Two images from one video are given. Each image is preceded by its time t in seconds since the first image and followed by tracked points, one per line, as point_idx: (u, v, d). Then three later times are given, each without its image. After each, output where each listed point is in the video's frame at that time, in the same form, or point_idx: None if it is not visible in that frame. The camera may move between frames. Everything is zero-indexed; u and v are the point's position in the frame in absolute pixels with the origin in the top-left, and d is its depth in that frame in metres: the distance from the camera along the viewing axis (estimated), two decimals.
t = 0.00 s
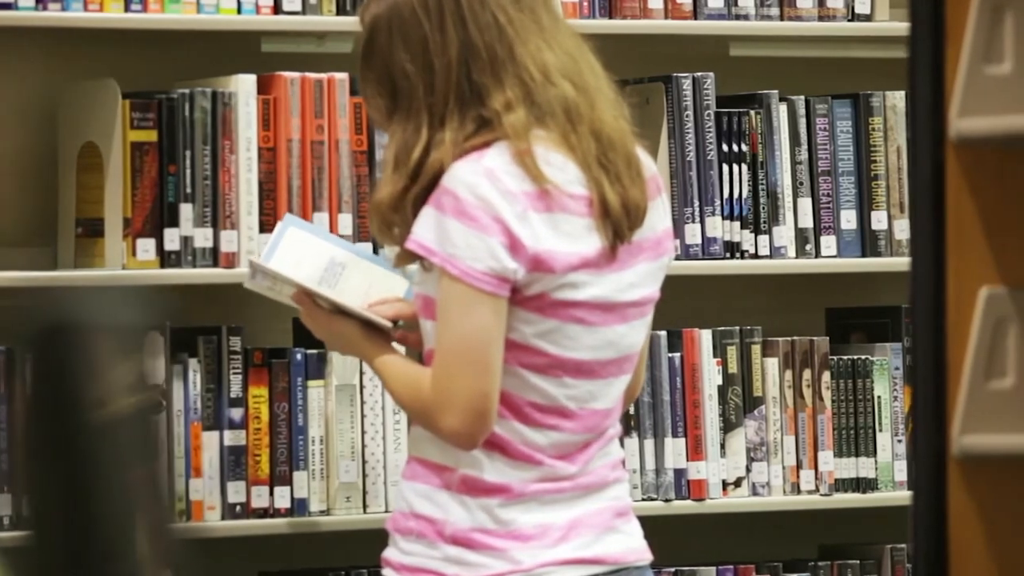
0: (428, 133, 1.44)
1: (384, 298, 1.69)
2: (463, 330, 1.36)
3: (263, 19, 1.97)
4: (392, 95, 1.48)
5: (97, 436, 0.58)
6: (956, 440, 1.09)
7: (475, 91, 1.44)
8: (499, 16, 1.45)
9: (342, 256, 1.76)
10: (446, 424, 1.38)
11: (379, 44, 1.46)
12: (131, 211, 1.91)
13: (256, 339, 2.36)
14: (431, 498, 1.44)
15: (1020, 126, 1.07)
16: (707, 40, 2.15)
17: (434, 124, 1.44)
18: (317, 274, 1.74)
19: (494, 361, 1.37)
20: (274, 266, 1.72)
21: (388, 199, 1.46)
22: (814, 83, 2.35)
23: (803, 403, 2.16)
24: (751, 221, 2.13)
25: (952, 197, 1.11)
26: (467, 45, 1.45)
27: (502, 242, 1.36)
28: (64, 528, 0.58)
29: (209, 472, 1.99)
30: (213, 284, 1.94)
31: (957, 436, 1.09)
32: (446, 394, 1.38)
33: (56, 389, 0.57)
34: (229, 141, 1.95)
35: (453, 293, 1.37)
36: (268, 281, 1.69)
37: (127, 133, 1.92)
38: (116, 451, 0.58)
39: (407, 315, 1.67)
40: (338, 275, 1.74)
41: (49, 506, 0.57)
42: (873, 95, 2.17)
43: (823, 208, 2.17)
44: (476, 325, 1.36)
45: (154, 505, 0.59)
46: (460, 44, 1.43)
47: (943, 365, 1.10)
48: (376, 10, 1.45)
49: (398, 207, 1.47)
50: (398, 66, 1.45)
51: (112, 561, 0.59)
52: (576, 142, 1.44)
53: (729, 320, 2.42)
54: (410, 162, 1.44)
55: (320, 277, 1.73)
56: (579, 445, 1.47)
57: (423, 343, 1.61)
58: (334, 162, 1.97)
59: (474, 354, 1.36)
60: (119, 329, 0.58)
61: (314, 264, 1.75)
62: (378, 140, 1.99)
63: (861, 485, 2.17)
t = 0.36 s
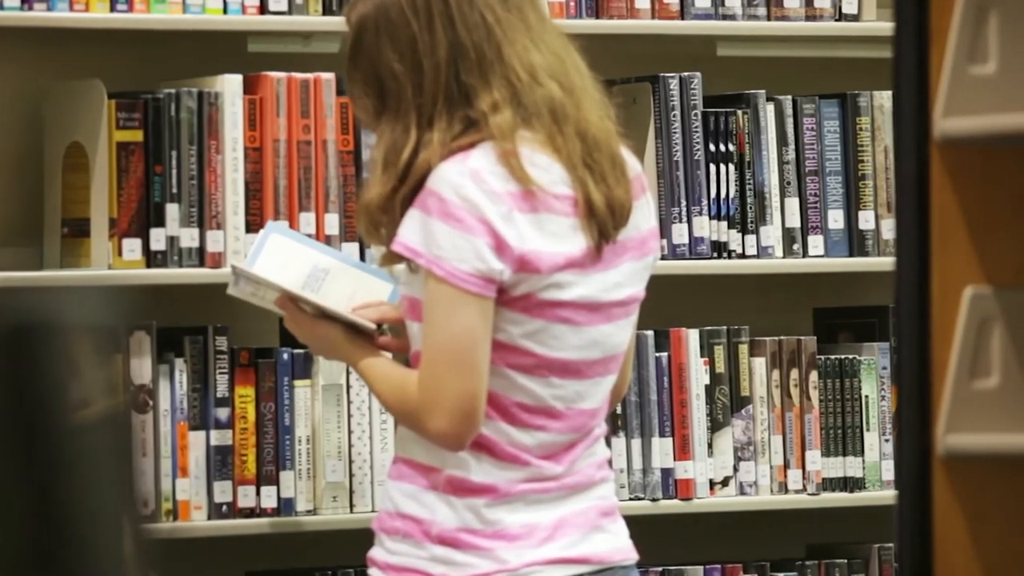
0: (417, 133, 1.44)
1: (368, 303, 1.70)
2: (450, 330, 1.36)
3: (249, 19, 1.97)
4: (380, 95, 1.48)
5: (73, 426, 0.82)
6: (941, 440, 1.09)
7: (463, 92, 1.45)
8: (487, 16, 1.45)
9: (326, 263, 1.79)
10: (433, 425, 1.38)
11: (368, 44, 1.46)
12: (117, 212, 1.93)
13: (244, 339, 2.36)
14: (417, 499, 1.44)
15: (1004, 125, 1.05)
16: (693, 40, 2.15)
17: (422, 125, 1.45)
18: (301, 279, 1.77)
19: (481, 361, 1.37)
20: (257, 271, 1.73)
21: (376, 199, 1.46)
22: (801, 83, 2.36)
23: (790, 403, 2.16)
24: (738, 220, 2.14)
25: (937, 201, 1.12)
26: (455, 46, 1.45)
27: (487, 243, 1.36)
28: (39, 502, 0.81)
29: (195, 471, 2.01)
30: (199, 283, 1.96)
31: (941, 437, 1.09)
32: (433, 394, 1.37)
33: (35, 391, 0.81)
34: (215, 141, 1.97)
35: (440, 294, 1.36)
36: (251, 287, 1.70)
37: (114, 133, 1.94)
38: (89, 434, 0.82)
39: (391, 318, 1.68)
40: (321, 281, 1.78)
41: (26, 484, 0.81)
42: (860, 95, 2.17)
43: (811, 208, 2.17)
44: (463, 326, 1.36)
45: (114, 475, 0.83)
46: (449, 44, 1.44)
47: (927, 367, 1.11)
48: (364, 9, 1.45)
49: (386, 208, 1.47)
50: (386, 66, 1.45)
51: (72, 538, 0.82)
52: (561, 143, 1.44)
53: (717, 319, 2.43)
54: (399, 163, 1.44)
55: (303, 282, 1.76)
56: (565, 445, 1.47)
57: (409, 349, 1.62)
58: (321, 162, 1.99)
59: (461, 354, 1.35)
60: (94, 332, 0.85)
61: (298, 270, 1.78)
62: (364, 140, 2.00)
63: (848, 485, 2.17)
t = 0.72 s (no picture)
0: (401, 133, 1.45)
1: (351, 304, 1.69)
2: (433, 331, 1.36)
3: (233, 19, 1.97)
4: (365, 96, 1.49)
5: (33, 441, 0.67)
6: (923, 439, 1.09)
7: (446, 92, 1.46)
8: (471, 16, 1.46)
9: (309, 263, 1.79)
10: (415, 425, 1.38)
11: (353, 45, 1.48)
12: (101, 212, 1.94)
13: (228, 339, 2.36)
14: (398, 499, 1.44)
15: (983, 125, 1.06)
16: (679, 40, 2.15)
17: (406, 125, 1.46)
18: (284, 280, 1.77)
19: (463, 362, 1.37)
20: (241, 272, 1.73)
21: (360, 200, 1.47)
22: (787, 83, 2.36)
23: (775, 403, 2.17)
24: (723, 221, 2.14)
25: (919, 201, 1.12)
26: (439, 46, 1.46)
27: (470, 243, 1.37)
28: None
29: (179, 472, 2.02)
30: (184, 284, 1.97)
31: (924, 436, 1.09)
32: (416, 395, 1.37)
33: None
34: (199, 142, 1.97)
35: (423, 295, 1.37)
36: (234, 288, 1.71)
37: (97, 133, 1.95)
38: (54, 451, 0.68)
39: (375, 319, 1.67)
40: (306, 282, 1.78)
41: None
42: (845, 95, 2.18)
43: (796, 208, 2.17)
44: (446, 326, 1.36)
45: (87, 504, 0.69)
46: (432, 44, 1.45)
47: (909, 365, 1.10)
48: (348, 10, 1.47)
49: (370, 209, 1.48)
50: (371, 66, 1.47)
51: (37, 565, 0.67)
52: (544, 143, 1.45)
53: (703, 319, 2.43)
54: (382, 163, 1.44)
55: (287, 284, 1.77)
56: (547, 447, 1.47)
57: (390, 350, 1.61)
58: (305, 163, 1.99)
59: (444, 355, 1.36)
60: (66, 336, 0.69)
61: (281, 271, 1.78)
62: (348, 140, 2.01)
63: (834, 485, 2.17)
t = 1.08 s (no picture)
0: (383, 133, 1.45)
1: (333, 302, 1.71)
2: (418, 331, 1.36)
3: (216, 19, 1.96)
4: (347, 95, 1.49)
5: (3, 394, 0.90)
6: (904, 439, 1.04)
7: (429, 92, 1.46)
8: (453, 15, 1.46)
9: (293, 262, 1.79)
10: (398, 425, 1.38)
11: (335, 44, 1.48)
12: (84, 212, 1.95)
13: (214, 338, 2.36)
14: (381, 499, 1.44)
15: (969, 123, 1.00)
16: (664, 39, 2.15)
17: (389, 125, 1.46)
18: (267, 281, 1.77)
19: (447, 364, 1.37)
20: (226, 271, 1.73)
21: (343, 201, 1.47)
22: (773, 83, 2.37)
23: (760, 403, 2.17)
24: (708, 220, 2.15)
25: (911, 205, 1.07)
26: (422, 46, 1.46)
27: (453, 244, 1.36)
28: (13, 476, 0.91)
29: (163, 472, 2.03)
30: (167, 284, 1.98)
31: (905, 436, 1.04)
32: (400, 395, 1.37)
33: None
34: (182, 142, 1.98)
35: (407, 296, 1.36)
36: (217, 287, 1.70)
37: (80, 133, 1.95)
38: None
39: (358, 318, 1.68)
40: (289, 281, 1.77)
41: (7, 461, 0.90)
42: (830, 95, 2.18)
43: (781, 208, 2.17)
44: (431, 328, 1.36)
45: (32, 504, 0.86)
46: (415, 44, 1.45)
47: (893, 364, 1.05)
48: (330, 10, 1.47)
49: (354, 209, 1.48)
50: (353, 66, 1.46)
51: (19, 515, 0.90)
52: (527, 142, 1.45)
53: (688, 318, 2.44)
54: (365, 163, 1.44)
55: (270, 283, 1.77)
56: (531, 447, 1.47)
57: (373, 348, 1.61)
58: (289, 163, 2.00)
59: (428, 356, 1.36)
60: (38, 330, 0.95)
61: (264, 272, 1.78)
62: (332, 140, 2.03)
63: (819, 485, 2.18)
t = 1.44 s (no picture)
0: (369, 133, 1.45)
1: (318, 303, 1.70)
2: (404, 332, 1.36)
3: (201, 19, 1.96)
4: (333, 94, 1.50)
5: None
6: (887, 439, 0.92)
7: (416, 92, 1.46)
8: (440, 15, 1.47)
9: (275, 265, 1.79)
10: (384, 426, 1.38)
11: (321, 43, 1.48)
12: (67, 212, 1.97)
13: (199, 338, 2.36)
14: (367, 499, 1.43)
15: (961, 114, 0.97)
16: (649, 39, 2.15)
17: (375, 124, 1.46)
18: (250, 282, 1.77)
19: (433, 364, 1.37)
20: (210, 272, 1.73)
21: (328, 201, 1.48)
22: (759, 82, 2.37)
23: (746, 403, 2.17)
24: (693, 220, 2.15)
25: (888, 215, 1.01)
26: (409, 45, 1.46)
27: (442, 246, 1.37)
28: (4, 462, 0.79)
29: (147, 472, 2.04)
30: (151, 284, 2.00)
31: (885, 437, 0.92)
32: (387, 396, 1.37)
33: None
34: (166, 142, 2.00)
35: (394, 297, 1.37)
36: (199, 289, 1.70)
37: (64, 133, 1.97)
38: None
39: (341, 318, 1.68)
40: (271, 283, 1.77)
41: None
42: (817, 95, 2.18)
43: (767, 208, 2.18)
44: (417, 328, 1.36)
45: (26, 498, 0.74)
46: (402, 43, 1.45)
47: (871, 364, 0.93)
48: (316, 9, 1.47)
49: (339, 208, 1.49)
50: (339, 65, 1.47)
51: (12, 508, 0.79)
52: (514, 142, 1.46)
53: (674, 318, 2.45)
54: (352, 162, 1.45)
55: (252, 285, 1.76)
56: (515, 448, 1.46)
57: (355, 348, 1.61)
58: (273, 163, 2.02)
59: (415, 357, 1.36)
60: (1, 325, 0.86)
61: (248, 273, 1.78)
62: (316, 140, 2.04)
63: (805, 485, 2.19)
